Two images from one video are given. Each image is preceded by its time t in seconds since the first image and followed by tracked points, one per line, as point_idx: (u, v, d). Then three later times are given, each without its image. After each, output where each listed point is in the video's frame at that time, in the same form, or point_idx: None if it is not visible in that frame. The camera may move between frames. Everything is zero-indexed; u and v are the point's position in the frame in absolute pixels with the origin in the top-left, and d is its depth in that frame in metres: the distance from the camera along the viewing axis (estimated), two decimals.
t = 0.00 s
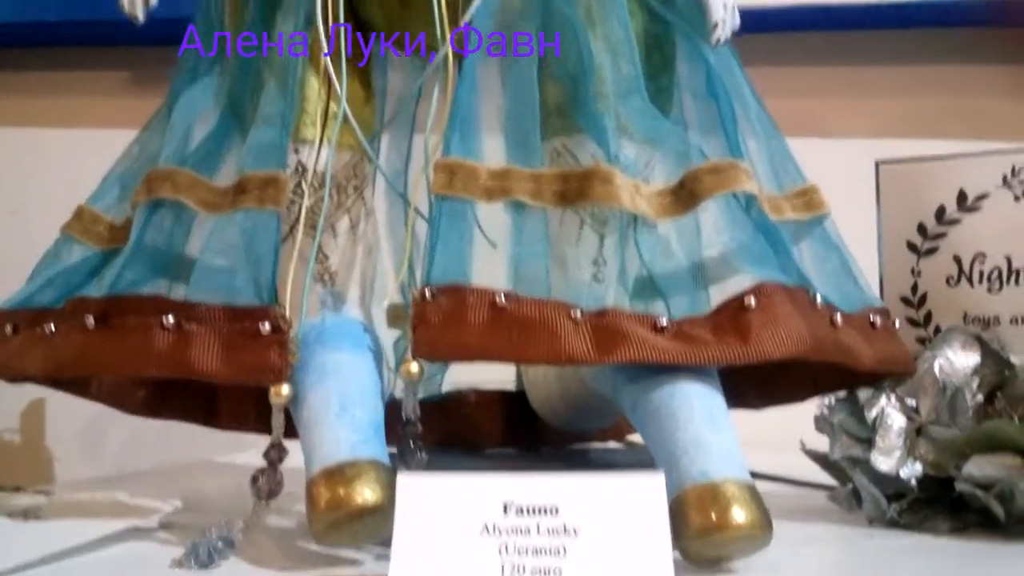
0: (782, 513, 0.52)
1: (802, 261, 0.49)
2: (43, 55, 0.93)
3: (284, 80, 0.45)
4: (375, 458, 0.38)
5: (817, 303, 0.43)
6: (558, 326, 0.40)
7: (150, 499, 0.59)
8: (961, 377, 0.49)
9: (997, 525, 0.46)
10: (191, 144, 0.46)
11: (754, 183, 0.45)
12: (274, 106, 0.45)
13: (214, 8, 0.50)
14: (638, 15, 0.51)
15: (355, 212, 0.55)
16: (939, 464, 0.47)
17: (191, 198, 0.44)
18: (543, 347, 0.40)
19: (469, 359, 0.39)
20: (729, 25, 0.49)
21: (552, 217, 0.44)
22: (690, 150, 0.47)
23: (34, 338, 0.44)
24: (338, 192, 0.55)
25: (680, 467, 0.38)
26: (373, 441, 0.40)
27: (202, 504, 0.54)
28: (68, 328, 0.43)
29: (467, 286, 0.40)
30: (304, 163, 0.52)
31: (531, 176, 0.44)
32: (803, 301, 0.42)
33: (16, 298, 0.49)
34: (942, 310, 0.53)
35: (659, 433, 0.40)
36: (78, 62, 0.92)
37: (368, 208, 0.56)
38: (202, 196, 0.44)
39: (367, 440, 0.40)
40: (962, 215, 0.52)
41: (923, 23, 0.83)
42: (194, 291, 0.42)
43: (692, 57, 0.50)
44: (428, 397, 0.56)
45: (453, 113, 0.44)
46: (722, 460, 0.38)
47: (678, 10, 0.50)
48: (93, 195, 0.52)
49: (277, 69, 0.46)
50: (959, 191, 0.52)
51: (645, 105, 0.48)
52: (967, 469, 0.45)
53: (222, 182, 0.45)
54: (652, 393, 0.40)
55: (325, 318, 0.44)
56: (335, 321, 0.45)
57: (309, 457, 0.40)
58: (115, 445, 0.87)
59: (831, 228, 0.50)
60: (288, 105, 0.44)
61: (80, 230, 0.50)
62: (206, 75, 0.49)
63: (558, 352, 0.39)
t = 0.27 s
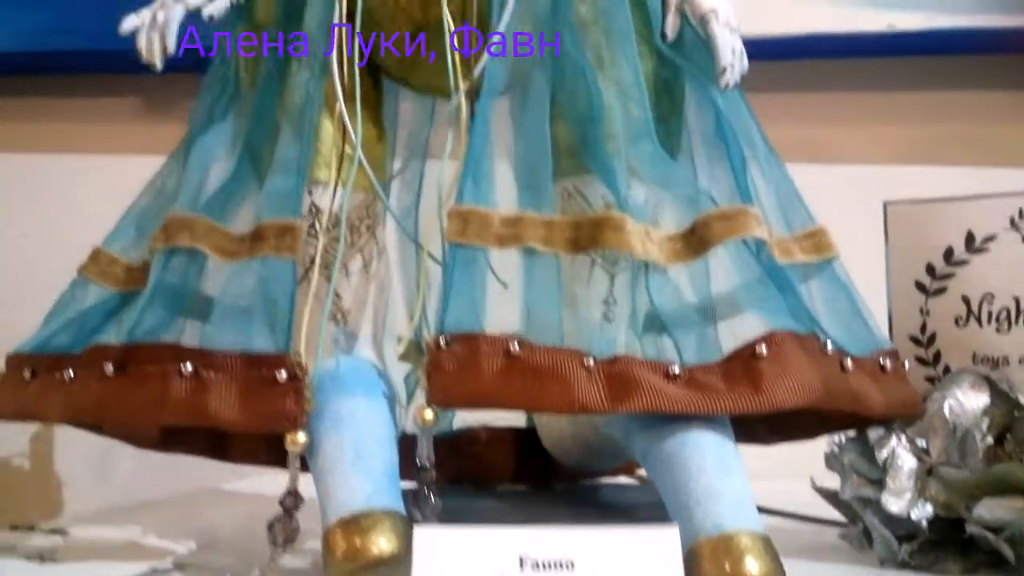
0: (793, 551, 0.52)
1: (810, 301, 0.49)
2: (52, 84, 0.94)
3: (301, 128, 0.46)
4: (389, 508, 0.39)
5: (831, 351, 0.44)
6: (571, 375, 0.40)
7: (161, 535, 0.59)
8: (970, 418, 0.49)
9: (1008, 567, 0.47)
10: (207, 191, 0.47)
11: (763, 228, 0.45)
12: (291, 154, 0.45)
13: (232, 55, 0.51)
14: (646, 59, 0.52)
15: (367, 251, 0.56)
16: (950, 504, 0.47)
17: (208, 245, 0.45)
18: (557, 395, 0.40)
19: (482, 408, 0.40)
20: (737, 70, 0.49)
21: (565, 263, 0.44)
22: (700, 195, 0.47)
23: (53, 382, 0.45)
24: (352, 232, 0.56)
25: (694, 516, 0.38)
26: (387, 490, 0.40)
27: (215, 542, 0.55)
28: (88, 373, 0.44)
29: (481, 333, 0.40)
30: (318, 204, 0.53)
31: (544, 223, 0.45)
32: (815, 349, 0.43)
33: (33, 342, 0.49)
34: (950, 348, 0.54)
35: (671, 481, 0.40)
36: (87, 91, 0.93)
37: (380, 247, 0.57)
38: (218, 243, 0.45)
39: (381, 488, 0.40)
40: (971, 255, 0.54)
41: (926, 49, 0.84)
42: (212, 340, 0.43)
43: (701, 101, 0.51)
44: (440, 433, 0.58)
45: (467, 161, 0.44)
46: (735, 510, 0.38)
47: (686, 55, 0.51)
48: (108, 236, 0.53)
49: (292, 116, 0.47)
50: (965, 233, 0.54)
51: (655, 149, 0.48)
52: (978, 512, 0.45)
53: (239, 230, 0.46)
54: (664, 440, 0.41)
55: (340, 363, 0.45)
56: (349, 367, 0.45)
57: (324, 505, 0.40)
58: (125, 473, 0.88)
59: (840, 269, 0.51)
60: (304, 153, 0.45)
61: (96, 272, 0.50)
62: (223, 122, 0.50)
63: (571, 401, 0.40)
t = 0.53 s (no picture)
0: None
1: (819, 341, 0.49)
2: (73, 112, 0.98)
3: (310, 175, 0.46)
4: (403, 560, 0.39)
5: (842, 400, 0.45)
6: (583, 425, 0.41)
7: (171, 568, 0.60)
8: (980, 460, 0.49)
9: None
10: (219, 235, 0.48)
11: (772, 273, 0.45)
12: (302, 201, 0.45)
13: (243, 98, 0.52)
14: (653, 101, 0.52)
15: (376, 291, 0.56)
16: (961, 546, 0.47)
17: (220, 293, 0.45)
18: (568, 446, 0.40)
19: (493, 456, 0.40)
20: (743, 113, 0.50)
21: (576, 311, 0.44)
22: (708, 239, 0.47)
23: (66, 430, 0.45)
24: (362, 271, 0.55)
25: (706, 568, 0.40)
26: (399, 542, 0.40)
27: None
28: (101, 422, 0.44)
29: (492, 383, 0.41)
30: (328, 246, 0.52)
31: (555, 269, 0.45)
32: (823, 397, 0.44)
33: (46, 387, 0.49)
34: (958, 388, 0.54)
35: (683, 531, 0.41)
36: (106, 120, 0.97)
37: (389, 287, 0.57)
38: (230, 291, 0.45)
39: (394, 540, 0.40)
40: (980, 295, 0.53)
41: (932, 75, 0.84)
42: (223, 389, 0.43)
43: (707, 142, 0.51)
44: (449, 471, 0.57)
45: (476, 209, 0.44)
46: (747, 560, 0.40)
47: (691, 96, 0.52)
48: (120, 276, 0.53)
49: (300, 163, 0.47)
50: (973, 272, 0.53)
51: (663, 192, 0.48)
52: (990, 555, 0.45)
53: (250, 277, 0.46)
54: (676, 490, 0.42)
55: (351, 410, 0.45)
56: (360, 412, 0.45)
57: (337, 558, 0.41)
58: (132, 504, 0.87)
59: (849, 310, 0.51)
60: (315, 201, 0.45)
61: (109, 315, 0.51)
62: (232, 163, 0.51)
63: (581, 451, 0.40)
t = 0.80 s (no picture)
0: None
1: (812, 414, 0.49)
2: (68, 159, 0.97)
3: (308, 255, 0.48)
4: None
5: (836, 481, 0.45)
6: (579, 512, 0.41)
7: None
8: (975, 535, 0.53)
9: None
10: (218, 309, 0.48)
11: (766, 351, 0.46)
12: (300, 281, 0.47)
13: (243, 171, 0.53)
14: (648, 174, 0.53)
15: (375, 358, 0.54)
16: None
17: (219, 373, 0.46)
18: (566, 533, 0.40)
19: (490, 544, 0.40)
20: (737, 187, 0.50)
21: (570, 393, 0.45)
22: (705, 317, 0.47)
23: (66, 510, 0.46)
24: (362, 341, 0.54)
25: None
26: None
27: None
28: (99, 505, 0.44)
29: (491, 468, 0.41)
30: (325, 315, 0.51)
31: (551, 350, 0.45)
32: (820, 482, 0.44)
33: (45, 462, 0.49)
34: (958, 459, 0.65)
35: None
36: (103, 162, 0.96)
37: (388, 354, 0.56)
38: (229, 371, 0.46)
39: None
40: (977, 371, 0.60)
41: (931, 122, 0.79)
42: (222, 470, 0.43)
43: (702, 216, 0.51)
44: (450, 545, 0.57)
45: (473, 289, 0.45)
46: None
47: (685, 170, 0.53)
48: (119, 345, 0.53)
49: (301, 243, 0.48)
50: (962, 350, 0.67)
51: (658, 268, 0.49)
52: None
53: (247, 355, 0.47)
54: None
55: (347, 490, 0.49)
56: (357, 492, 0.49)
57: None
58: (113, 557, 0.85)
59: (843, 382, 0.51)
60: (314, 278, 0.46)
61: (107, 386, 0.51)
62: (231, 237, 0.51)
63: (579, 540, 0.40)
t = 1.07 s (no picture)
0: None
1: (810, 459, 0.49)
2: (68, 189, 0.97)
3: (305, 311, 0.48)
4: None
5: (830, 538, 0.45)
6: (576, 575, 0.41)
7: None
8: None
9: None
10: (219, 361, 0.49)
11: (762, 406, 0.46)
12: (298, 337, 0.47)
13: (241, 222, 0.54)
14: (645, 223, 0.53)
15: (373, 406, 0.55)
16: None
17: (217, 431, 0.46)
18: None
19: None
20: (733, 236, 0.51)
21: (569, 450, 0.45)
22: (700, 371, 0.48)
23: (62, 569, 0.45)
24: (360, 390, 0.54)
25: None
26: None
27: None
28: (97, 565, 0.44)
29: (488, 528, 0.41)
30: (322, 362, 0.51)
31: (551, 407, 0.45)
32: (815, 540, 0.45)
33: (45, 517, 0.49)
34: (959, 512, 0.61)
35: None
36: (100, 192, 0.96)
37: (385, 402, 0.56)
38: (227, 429, 0.46)
39: None
40: (970, 415, 0.61)
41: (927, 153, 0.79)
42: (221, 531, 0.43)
43: (698, 266, 0.52)
44: None
45: (471, 346, 0.45)
46: None
47: (681, 219, 0.53)
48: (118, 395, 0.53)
49: (299, 299, 0.49)
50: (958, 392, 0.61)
51: (656, 320, 0.49)
52: None
53: (245, 412, 0.47)
54: None
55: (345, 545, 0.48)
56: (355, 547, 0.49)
57: None
58: None
59: (840, 430, 0.51)
60: (312, 333, 0.47)
61: (105, 437, 0.51)
62: (229, 291, 0.52)
63: None
